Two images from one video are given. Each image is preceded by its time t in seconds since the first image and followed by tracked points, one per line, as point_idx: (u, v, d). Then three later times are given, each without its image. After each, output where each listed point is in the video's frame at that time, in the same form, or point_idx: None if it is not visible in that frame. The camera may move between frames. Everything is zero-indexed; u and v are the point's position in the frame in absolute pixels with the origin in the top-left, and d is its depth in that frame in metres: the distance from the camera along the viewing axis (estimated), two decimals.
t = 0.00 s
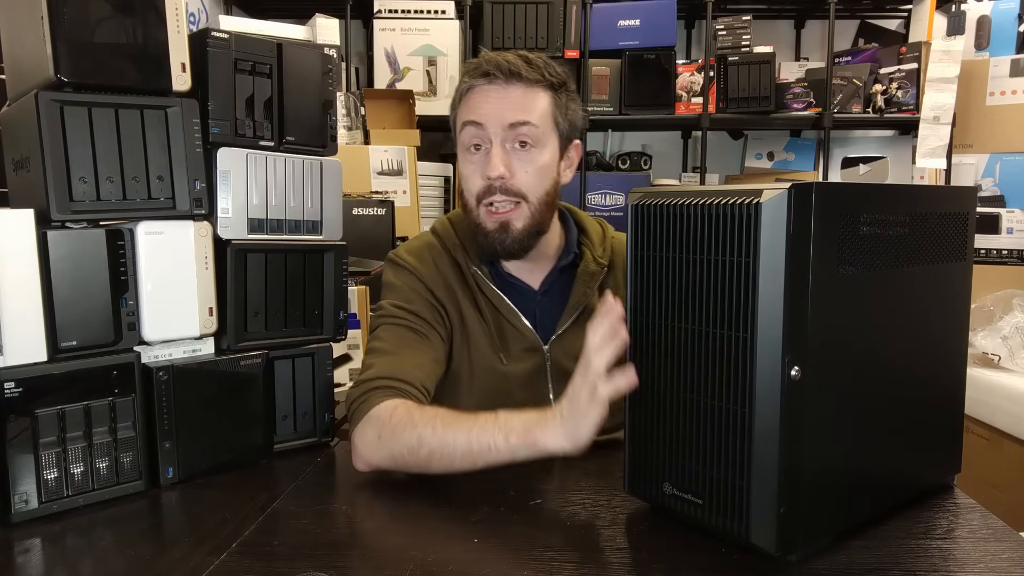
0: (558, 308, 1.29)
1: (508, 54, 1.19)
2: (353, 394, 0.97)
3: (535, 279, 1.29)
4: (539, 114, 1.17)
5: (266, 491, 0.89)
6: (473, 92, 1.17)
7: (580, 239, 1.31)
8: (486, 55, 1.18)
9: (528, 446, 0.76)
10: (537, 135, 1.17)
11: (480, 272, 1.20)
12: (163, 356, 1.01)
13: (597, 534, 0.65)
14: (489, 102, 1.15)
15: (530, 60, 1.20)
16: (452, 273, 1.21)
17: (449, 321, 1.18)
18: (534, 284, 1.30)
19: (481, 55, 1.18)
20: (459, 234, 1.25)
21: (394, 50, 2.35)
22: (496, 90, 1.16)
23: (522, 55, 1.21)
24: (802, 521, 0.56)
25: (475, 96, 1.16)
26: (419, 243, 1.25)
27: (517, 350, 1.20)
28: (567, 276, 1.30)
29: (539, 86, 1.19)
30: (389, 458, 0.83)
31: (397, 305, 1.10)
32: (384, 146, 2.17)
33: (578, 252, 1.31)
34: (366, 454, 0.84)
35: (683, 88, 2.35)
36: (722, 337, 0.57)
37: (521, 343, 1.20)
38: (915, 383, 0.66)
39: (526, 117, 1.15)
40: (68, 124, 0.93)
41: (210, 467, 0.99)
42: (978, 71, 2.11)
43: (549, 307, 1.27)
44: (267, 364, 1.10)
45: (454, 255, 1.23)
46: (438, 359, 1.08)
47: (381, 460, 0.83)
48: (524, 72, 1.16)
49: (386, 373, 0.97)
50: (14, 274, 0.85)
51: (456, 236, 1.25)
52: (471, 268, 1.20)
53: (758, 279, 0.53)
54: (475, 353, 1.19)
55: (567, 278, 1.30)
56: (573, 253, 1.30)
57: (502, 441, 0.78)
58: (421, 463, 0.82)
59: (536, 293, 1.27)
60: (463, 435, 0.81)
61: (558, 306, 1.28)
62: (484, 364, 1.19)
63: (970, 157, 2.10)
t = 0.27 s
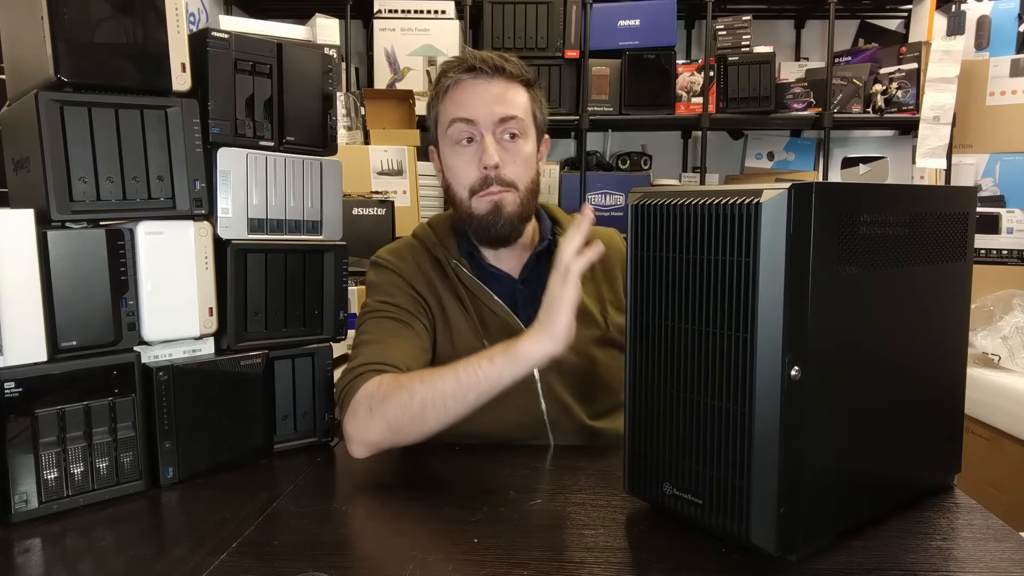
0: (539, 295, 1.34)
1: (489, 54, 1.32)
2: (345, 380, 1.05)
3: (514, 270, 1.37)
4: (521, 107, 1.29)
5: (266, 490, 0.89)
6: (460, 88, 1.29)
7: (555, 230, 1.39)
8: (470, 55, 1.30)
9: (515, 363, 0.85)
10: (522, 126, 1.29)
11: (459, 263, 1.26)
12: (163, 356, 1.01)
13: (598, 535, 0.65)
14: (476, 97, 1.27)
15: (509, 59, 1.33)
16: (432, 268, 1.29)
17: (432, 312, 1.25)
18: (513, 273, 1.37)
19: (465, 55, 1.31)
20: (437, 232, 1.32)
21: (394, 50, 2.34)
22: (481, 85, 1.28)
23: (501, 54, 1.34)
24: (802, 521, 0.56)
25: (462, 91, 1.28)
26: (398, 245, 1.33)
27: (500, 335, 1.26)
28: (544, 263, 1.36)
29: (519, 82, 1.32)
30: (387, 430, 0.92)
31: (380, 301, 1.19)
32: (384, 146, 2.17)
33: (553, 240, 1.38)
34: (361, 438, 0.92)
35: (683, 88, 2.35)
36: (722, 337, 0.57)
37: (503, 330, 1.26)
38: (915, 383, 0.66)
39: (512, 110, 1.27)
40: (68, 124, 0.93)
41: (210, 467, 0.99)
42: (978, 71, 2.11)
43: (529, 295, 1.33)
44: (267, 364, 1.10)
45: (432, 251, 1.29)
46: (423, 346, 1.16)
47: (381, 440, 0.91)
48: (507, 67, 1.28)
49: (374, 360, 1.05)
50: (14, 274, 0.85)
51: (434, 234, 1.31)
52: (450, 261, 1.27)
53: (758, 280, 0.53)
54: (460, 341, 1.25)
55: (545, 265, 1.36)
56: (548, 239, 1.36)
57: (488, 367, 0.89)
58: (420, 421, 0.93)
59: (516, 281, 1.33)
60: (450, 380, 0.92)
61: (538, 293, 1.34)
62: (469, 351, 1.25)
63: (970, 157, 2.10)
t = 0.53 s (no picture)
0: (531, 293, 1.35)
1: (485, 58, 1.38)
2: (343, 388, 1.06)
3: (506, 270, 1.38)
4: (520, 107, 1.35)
5: (266, 490, 0.89)
6: (461, 88, 1.34)
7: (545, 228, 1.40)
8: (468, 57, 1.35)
9: (527, 387, 0.91)
10: (522, 126, 1.34)
11: (449, 265, 1.27)
12: (163, 356, 1.01)
13: (598, 535, 0.65)
14: (480, 95, 1.31)
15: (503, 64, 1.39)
16: (423, 272, 1.29)
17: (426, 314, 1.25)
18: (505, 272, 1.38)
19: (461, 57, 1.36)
20: (425, 234, 1.32)
21: (394, 50, 2.34)
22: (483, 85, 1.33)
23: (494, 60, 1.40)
24: (802, 521, 0.56)
25: (464, 91, 1.33)
26: (389, 251, 1.33)
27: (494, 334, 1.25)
28: (534, 262, 1.38)
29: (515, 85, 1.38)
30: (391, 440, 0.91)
31: (373, 307, 1.20)
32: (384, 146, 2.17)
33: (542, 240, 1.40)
34: (360, 442, 0.90)
35: (683, 88, 2.35)
36: (722, 337, 0.57)
37: (497, 327, 1.25)
38: (914, 384, 0.66)
39: (515, 110, 1.32)
40: (68, 124, 0.93)
41: (210, 467, 0.99)
42: (978, 71, 2.11)
43: (521, 292, 1.33)
44: (267, 365, 1.10)
45: (422, 255, 1.30)
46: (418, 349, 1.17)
47: (382, 445, 0.90)
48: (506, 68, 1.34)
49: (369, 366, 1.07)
50: (14, 275, 0.85)
51: (423, 237, 1.32)
52: (440, 263, 1.27)
53: (758, 280, 0.53)
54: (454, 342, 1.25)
55: (535, 263, 1.38)
56: (537, 238, 1.38)
57: (503, 389, 0.93)
58: (425, 434, 0.93)
59: (507, 280, 1.34)
60: (465, 398, 0.95)
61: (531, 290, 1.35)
62: (464, 351, 1.24)
63: (970, 157, 2.10)
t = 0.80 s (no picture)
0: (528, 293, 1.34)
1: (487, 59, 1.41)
2: (349, 387, 1.07)
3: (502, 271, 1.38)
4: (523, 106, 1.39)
5: (266, 490, 0.89)
6: (469, 82, 1.35)
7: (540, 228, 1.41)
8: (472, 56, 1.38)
9: (528, 368, 0.92)
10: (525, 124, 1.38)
11: (448, 265, 1.27)
12: (163, 356, 1.01)
13: (598, 535, 0.65)
14: (487, 90, 1.34)
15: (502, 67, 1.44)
16: (422, 272, 1.29)
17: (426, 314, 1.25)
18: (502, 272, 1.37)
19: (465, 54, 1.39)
20: (422, 236, 1.32)
21: (394, 51, 2.34)
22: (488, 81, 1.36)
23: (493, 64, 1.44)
24: (802, 521, 0.56)
25: (472, 85, 1.35)
26: (387, 252, 1.32)
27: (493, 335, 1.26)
28: (531, 262, 1.38)
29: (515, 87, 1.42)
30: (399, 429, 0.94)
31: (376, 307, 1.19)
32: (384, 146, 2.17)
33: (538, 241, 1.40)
34: (367, 440, 0.91)
35: (683, 88, 2.35)
36: (722, 337, 0.57)
37: (494, 327, 1.26)
38: (914, 384, 0.66)
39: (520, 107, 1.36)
40: (67, 124, 0.93)
41: (210, 467, 0.99)
42: (978, 71, 2.11)
43: (518, 292, 1.33)
44: (267, 365, 1.10)
45: (420, 255, 1.30)
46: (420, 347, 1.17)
47: (391, 436, 0.93)
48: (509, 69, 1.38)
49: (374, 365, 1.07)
50: (14, 275, 0.85)
51: (421, 237, 1.32)
52: (439, 263, 1.27)
53: (758, 280, 0.53)
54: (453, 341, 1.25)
55: (532, 263, 1.37)
56: (533, 238, 1.38)
57: (506, 372, 0.95)
58: (435, 422, 0.97)
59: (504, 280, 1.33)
60: (470, 384, 0.98)
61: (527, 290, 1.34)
62: (463, 351, 1.24)
63: (970, 157, 2.10)
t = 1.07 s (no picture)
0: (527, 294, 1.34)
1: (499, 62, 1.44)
2: (351, 387, 1.06)
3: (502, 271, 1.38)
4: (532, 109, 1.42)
5: (267, 490, 0.89)
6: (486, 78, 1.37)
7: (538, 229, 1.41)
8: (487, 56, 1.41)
9: (536, 385, 0.90)
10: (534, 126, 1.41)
11: (447, 265, 1.28)
12: (163, 356, 1.01)
13: (598, 535, 0.65)
14: (505, 88, 1.36)
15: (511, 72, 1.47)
16: (422, 272, 1.29)
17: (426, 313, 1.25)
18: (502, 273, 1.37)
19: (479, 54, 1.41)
20: (422, 236, 1.33)
21: (394, 51, 2.34)
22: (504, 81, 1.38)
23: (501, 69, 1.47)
24: (802, 521, 0.56)
25: (488, 81, 1.36)
26: (386, 254, 1.33)
27: (491, 335, 1.26)
28: (530, 262, 1.38)
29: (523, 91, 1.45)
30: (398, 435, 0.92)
31: (376, 306, 1.20)
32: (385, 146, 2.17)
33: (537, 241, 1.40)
34: (370, 439, 0.92)
35: (682, 88, 2.35)
36: (722, 337, 0.57)
37: (492, 327, 1.26)
38: (914, 384, 0.66)
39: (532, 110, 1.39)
40: (67, 124, 0.93)
41: (210, 467, 0.99)
42: (978, 71, 2.11)
43: (517, 293, 1.33)
44: (267, 365, 1.10)
45: (419, 255, 1.30)
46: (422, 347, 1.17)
47: (390, 441, 0.92)
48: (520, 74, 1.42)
49: (376, 362, 1.07)
50: (14, 275, 0.85)
51: (420, 238, 1.32)
52: (438, 263, 1.28)
53: (758, 280, 0.53)
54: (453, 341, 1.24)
55: (530, 263, 1.37)
56: (532, 239, 1.39)
57: (511, 386, 0.93)
58: (438, 429, 0.94)
59: (503, 280, 1.33)
60: (474, 393, 0.95)
61: (527, 291, 1.34)
62: (462, 351, 1.23)
63: (970, 157, 2.10)
